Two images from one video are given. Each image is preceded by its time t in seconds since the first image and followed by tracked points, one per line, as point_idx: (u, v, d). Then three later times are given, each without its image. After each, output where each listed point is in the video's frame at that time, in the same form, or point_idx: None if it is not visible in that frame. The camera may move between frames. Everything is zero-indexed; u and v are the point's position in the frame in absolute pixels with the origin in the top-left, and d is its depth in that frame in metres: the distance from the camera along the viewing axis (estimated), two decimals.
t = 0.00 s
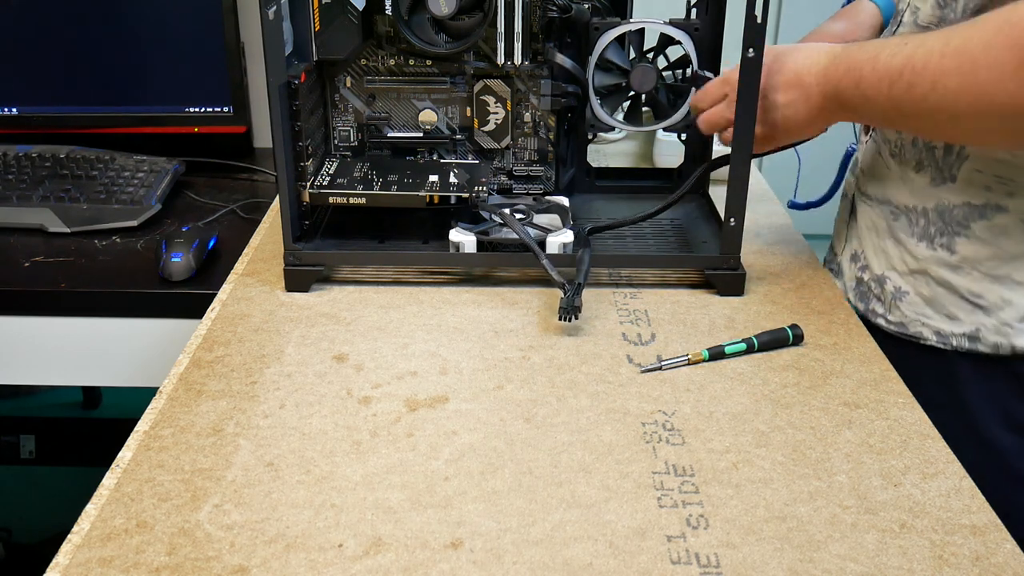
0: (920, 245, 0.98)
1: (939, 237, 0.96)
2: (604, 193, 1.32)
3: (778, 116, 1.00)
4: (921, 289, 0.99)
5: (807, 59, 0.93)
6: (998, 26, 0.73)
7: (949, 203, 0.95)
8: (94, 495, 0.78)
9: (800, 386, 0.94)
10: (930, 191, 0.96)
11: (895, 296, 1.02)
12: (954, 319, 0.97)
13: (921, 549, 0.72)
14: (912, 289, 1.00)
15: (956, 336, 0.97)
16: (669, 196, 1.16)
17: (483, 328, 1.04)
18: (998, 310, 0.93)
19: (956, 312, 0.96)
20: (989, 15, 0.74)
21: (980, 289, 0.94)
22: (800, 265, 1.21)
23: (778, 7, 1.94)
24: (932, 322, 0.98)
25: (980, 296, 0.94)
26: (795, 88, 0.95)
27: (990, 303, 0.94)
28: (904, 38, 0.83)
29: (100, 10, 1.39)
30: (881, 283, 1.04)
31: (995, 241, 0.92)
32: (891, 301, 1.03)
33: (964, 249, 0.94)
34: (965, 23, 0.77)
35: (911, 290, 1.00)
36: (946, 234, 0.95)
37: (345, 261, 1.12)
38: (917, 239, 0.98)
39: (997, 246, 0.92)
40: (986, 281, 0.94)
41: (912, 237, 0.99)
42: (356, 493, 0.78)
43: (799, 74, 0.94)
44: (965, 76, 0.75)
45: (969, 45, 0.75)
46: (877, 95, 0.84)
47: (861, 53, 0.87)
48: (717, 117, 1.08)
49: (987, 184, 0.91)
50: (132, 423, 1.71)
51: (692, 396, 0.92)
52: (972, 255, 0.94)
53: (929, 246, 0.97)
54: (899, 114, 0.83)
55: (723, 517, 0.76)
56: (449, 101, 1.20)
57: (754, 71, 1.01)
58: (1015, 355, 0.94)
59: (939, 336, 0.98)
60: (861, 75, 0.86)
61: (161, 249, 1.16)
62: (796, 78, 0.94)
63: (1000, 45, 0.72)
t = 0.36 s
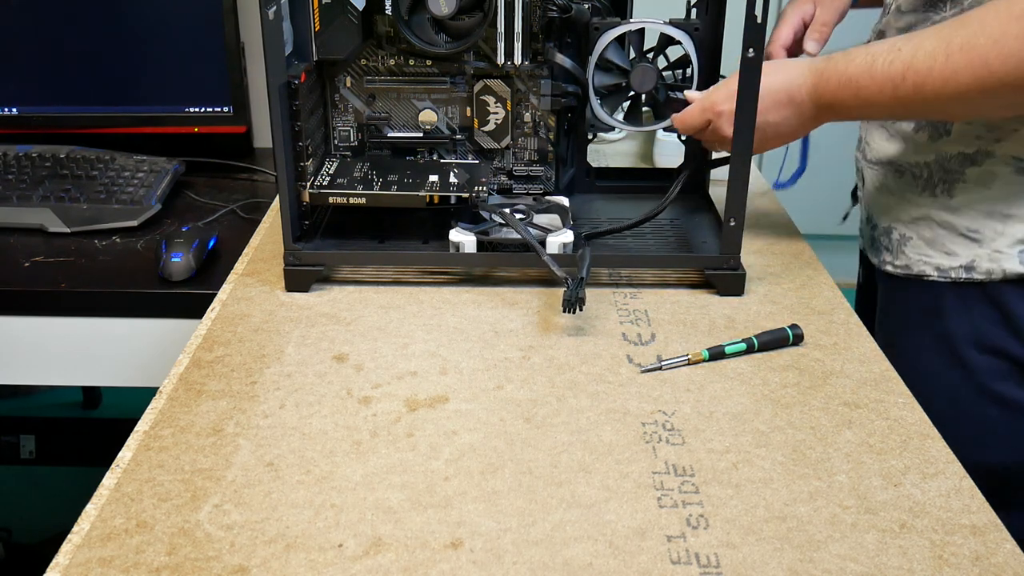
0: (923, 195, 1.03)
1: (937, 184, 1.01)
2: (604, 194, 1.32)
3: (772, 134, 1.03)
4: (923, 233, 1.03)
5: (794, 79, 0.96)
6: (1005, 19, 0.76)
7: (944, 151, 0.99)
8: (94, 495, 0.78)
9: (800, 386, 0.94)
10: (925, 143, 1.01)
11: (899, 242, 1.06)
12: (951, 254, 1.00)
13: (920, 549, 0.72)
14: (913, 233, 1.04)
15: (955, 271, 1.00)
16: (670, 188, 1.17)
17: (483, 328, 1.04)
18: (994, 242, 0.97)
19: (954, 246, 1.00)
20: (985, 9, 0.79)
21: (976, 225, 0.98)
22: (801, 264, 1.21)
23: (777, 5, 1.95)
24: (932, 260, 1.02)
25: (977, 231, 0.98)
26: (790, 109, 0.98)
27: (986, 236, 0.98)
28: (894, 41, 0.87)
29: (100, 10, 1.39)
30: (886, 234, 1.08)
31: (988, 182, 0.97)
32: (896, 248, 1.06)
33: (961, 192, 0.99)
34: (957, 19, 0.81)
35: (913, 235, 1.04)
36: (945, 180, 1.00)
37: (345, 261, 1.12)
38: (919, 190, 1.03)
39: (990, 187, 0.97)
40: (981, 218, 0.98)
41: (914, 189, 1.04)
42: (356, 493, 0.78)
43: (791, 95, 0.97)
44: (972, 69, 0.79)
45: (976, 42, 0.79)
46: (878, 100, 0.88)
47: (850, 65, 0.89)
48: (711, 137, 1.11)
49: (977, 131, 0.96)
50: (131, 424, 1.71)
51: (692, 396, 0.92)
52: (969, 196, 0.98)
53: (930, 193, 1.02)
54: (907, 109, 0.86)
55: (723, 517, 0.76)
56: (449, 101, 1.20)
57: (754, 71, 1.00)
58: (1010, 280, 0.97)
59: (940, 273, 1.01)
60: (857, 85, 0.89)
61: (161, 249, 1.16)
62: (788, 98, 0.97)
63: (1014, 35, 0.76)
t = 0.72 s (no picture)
0: (900, 191, 1.13)
1: (913, 182, 1.11)
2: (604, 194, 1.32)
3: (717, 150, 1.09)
4: (902, 226, 1.13)
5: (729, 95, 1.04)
6: (932, 31, 0.85)
7: (920, 152, 1.09)
8: (94, 495, 0.78)
9: (800, 386, 0.94)
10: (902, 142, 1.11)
11: (878, 234, 1.17)
12: (928, 247, 1.11)
13: (920, 549, 0.72)
14: (895, 227, 1.14)
15: (933, 261, 1.10)
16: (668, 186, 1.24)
17: (483, 328, 1.04)
18: (967, 236, 1.07)
19: (929, 239, 1.10)
20: (910, 20, 0.87)
21: (948, 220, 1.08)
22: (800, 264, 1.21)
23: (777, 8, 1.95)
24: (912, 251, 1.12)
25: (950, 226, 1.08)
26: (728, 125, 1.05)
27: (959, 231, 1.07)
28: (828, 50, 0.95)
29: (100, 10, 1.39)
30: (865, 225, 1.19)
31: (958, 180, 1.06)
32: (875, 240, 1.17)
33: (933, 189, 1.09)
34: (885, 28, 0.90)
35: (892, 228, 1.15)
36: (921, 178, 1.10)
37: (346, 261, 1.12)
38: (896, 186, 1.13)
39: (959, 184, 1.06)
40: (954, 213, 1.08)
41: (891, 185, 1.14)
42: (356, 493, 0.78)
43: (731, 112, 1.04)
44: (904, 74, 0.88)
45: (908, 52, 0.87)
46: (823, 101, 0.96)
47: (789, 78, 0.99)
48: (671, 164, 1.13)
49: (948, 134, 1.05)
50: (131, 424, 1.71)
51: (692, 396, 0.92)
52: (942, 193, 1.08)
53: (906, 190, 1.12)
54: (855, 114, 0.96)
55: (723, 517, 0.76)
56: (449, 101, 1.20)
57: (754, 71, 1.00)
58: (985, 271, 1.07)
59: (920, 262, 1.12)
60: (807, 86, 0.97)
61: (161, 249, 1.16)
62: (726, 115, 1.05)
63: (941, 46, 0.85)
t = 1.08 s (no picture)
0: (892, 217, 1.13)
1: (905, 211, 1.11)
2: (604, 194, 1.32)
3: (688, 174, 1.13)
4: (895, 252, 1.14)
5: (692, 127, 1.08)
6: (885, 67, 0.89)
7: (912, 181, 1.09)
8: (94, 495, 0.78)
9: (800, 386, 0.94)
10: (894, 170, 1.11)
11: (870, 257, 1.17)
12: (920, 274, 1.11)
13: (920, 549, 0.72)
14: (888, 252, 1.15)
15: (928, 287, 1.10)
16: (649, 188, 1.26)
17: (483, 328, 1.04)
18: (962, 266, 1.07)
19: (924, 266, 1.10)
20: (864, 54, 0.91)
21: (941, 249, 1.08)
22: (800, 264, 1.21)
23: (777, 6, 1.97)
24: (906, 276, 1.12)
25: (943, 255, 1.08)
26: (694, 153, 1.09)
27: (952, 260, 1.07)
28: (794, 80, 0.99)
29: (100, 10, 1.39)
30: (856, 247, 1.19)
31: (952, 211, 1.06)
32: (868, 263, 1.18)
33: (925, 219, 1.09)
34: (842, 62, 0.93)
35: (884, 252, 1.15)
36: (912, 207, 1.10)
37: (346, 261, 1.12)
38: (888, 213, 1.13)
39: (952, 215, 1.06)
40: (946, 243, 1.07)
41: (884, 211, 1.14)
42: (356, 493, 0.78)
43: (694, 141, 1.08)
44: (861, 106, 0.92)
45: (864, 87, 0.91)
46: (792, 129, 1.00)
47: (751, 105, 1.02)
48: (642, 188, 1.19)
49: (940, 164, 1.05)
50: (131, 424, 1.71)
51: (692, 396, 0.92)
52: (935, 223, 1.07)
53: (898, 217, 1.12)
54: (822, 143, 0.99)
55: (723, 517, 0.76)
56: (449, 101, 1.20)
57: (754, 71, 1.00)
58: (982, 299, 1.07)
59: (914, 287, 1.12)
60: (772, 115, 1.01)
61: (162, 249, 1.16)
62: (690, 146, 1.08)
63: (893, 82, 0.88)
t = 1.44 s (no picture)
0: (888, 225, 1.13)
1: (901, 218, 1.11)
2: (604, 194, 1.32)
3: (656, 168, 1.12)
4: (894, 259, 1.13)
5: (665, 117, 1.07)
6: (858, 62, 0.89)
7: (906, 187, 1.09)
8: (94, 495, 0.78)
9: (800, 386, 0.94)
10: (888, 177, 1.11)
11: (870, 264, 1.17)
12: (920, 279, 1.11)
13: (920, 549, 0.72)
14: (887, 260, 1.14)
15: (930, 293, 1.10)
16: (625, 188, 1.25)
17: (483, 328, 1.04)
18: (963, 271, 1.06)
19: (925, 273, 1.10)
20: (837, 48, 0.91)
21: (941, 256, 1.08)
22: (800, 264, 1.21)
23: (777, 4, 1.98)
24: (908, 283, 1.12)
25: (943, 261, 1.08)
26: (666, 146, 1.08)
27: (953, 266, 1.07)
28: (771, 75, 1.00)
29: (100, 10, 1.39)
30: (856, 255, 1.19)
31: (948, 216, 1.06)
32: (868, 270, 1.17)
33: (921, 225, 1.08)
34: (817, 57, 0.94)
35: (884, 260, 1.15)
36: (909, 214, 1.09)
37: (346, 261, 1.12)
38: (885, 221, 1.13)
39: (950, 221, 1.06)
40: (946, 249, 1.07)
41: (881, 220, 1.14)
42: (356, 493, 0.78)
43: (667, 132, 1.07)
44: (835, 99, 0.92)
45: (838, 81, 0.91)
46: (767, 124, 1.01)
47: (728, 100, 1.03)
48: (607, 179, 1.17)
49: (934, 169, 1.05)
50: (131, 424, 1.71)
51: (692, 396, 0.92)
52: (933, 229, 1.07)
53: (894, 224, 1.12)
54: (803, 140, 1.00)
55: (723, 517, 0.76)
56: (449, 101, 1.20)
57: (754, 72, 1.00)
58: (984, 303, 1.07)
59: (916, 294, 1.12)
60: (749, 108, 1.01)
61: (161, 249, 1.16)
62: (662, 135, 1.07)
63: (866, 76, 0.89)
